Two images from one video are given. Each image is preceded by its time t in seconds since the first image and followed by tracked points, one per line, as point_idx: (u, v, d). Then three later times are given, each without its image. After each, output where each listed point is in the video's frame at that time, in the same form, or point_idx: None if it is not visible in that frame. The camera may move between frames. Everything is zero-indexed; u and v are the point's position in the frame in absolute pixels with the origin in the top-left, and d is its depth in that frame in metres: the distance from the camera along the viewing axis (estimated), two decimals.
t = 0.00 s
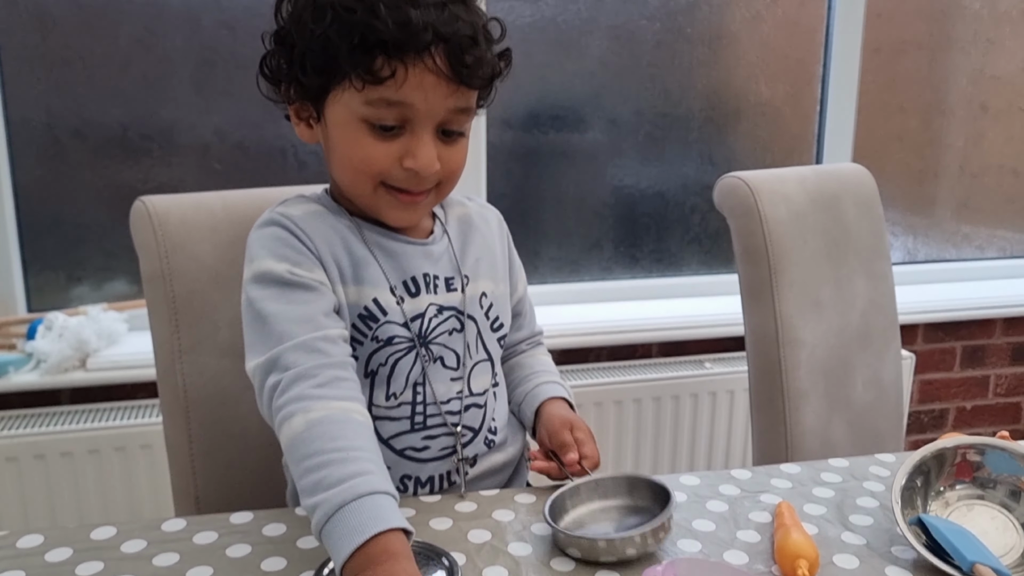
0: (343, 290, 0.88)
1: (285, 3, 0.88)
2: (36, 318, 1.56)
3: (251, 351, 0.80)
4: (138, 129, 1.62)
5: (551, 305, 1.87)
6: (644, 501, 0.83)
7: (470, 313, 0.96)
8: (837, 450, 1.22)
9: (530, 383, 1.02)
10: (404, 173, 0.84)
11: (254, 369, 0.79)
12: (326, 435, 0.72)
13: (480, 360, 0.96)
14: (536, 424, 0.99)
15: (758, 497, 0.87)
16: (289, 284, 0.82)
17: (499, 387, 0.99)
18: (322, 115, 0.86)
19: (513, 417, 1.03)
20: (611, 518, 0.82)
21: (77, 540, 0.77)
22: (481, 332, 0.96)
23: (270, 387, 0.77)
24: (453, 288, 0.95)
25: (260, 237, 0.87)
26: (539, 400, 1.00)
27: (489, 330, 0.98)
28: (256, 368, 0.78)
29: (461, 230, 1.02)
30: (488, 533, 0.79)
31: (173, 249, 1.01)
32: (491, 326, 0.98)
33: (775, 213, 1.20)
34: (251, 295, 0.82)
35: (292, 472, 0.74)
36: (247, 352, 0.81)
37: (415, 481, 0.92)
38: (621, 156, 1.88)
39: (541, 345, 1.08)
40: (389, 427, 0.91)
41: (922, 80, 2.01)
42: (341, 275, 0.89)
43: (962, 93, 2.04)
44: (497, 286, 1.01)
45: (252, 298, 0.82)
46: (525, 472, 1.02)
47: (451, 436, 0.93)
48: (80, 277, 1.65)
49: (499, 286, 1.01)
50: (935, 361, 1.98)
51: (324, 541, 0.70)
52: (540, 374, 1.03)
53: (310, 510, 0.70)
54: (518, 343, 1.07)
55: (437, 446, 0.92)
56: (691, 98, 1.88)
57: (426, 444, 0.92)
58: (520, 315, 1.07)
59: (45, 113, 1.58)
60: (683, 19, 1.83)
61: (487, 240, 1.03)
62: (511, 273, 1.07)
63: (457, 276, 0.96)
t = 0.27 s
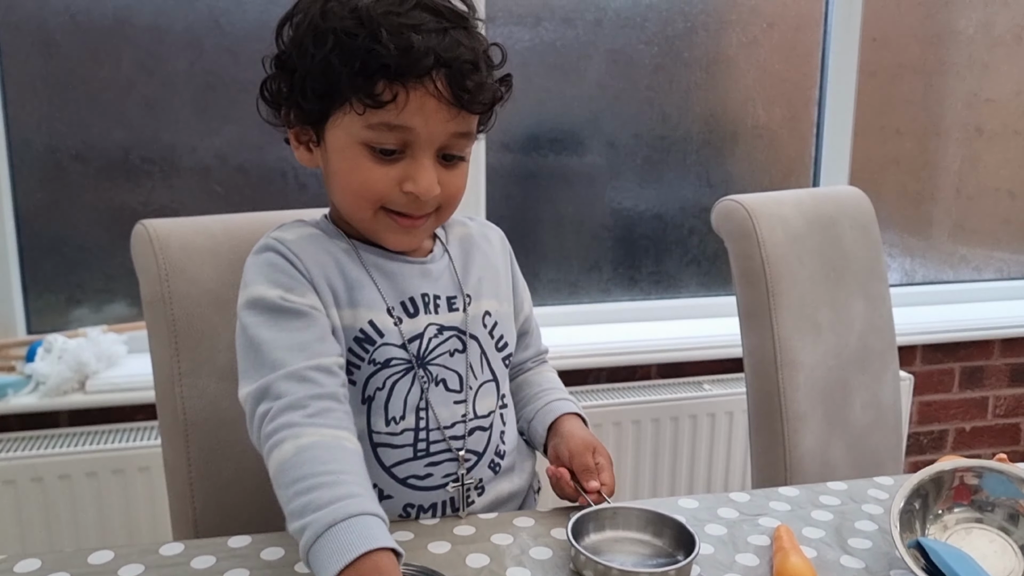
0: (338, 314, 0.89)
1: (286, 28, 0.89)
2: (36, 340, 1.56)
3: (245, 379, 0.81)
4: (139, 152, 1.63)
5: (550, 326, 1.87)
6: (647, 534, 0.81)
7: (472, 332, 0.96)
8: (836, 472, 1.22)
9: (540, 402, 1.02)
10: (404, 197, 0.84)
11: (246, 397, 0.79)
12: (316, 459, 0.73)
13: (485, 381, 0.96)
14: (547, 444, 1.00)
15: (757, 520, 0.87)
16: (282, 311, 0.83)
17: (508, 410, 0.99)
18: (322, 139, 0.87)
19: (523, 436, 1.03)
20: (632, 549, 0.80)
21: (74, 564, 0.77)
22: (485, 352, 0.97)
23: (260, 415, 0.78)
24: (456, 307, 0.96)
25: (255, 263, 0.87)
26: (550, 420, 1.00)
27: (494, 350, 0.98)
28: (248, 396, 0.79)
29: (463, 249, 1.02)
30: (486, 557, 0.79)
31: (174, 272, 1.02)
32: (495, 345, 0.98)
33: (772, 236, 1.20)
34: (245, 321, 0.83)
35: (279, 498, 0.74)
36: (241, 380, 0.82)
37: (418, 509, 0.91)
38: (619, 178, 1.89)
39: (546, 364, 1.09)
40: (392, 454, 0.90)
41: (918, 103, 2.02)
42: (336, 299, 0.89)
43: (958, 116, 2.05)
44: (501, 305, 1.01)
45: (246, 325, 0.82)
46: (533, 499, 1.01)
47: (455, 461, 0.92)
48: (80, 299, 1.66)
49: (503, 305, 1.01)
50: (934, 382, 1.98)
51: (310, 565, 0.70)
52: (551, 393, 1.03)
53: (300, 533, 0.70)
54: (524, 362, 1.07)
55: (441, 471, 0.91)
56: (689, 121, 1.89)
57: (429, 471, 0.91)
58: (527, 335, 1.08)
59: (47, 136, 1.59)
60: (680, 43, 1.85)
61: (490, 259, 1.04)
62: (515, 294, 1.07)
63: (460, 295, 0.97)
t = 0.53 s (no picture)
0: (340, 320, 0.89)
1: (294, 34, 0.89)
2: (36, 345, 1.57)
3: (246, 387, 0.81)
4: (140, 157, 1.63)
5: (548, 331, 1.88)
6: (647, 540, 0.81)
7: (472, 338, 0.97)
8: (832, 475, 1.23)
9: (535, 409, 1.03)
10: (410, 210, 0.85)
11: (250, 404, 0.80)
12: (325, 460, 0.74)
13: (485, 388, 0.97)
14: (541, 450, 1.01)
15: (754, 524, 0.87)
16: (286, 318, 0.83)
17: (506, 415, 1.00)
18: (327, 148, 0.87)
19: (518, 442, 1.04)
20: (627, 554, 0.80)
21: (74, 568, 0.78)
22: (485, 357, 0.98)
23: (265, 423, 0.78)
24: (456, 313, 0.97)
25: (257, 270, 0.88)
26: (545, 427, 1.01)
27: (493, 355, 0.99)
28: (251, 404, 0.80)
29: (463, 255, 1.03)
30: (484, 560, 0.80)
31: (173, 277, 1.02)
32: (495, 350, 0.99)
33: (769, 241, 1.21)
34: (248, 328, 0.83)
35: (288, 504, 0.75)
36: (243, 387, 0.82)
37: (417, 513, 0.92)
38: (617, 183, 1.90)
39: (541, 371, 1.10)
40: (392, 460, 0.90)
41: (914, 108, 2.03)
42: (338, 305, 0.90)
43: (954, 121, 2.06)
44: (501, 311, 1.02)
45: (248, 332, 0.83)
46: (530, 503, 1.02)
47: (454, 467, 0.93)
48: (80, 304, 1.67)
49: (503, 311, 1.03)
50: (931, 386, 1.99)
51: (325, 566, 0.71)
52: (546, 401, 1.04)
53: (313, 531, 0.71)
54: (520, 368, 1.08)
55: (440, 477, 0.92)
56: (686, 127, 1.90)
57: (428, 477, 0.92)
58: (524, 341, 1.09)
59: (47, 142, 1.60)
60: (678, 49, 1.86)
61: (490, 266, 1.05)
62: (514, 300, 1.08)
63: (461, 301, 0.98)
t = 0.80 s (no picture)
0: (344, 322, 0.89)
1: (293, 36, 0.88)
2: (35, 347, 1.57)
3: (256, 392, 0.82)
4: (139, 160, 1.63)
5: (548, 333, 1.88)
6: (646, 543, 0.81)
7: (470, 342, 0.97)
8: (832, 478, 1.23)
9: (531, 412, 1.03)
10: (410, 212, 0.85)
11: (262, 405, 0.80)
12: (342, 460, 0.74)
13: (481, 391, 0.97)
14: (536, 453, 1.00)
15: (753, 527, 0.87)
16: (294, 318, 0.83)
17: (501, 417, 1.00)
18: (327, 151, 0.87)
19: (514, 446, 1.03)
20: (625, 556, 0.80)
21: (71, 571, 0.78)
22: (481, 361, 0.98)
23: (280, 422, 0.78)
24: (455, 317, 0.97)
25: (260, 272, 0.87)
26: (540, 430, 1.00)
27: (488, 359, 0.99)
28: (263, 407, 0.80)
29: (460, 259, 1.03)
30: (482, 563, 0.79)
31: (172, 279, 1.02)
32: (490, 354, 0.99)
33: (768, 244, 1.21)
34: (255, 331, 0.83)
35: (305, 503, 0.75)
36: (253, 393, 0.82)
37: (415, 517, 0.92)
38: (616, 186, 1.90)
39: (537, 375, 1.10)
40: (390, 464, 0.90)
41: (914, 111, 2.03)
42: (342, 308, 0.90)
43: (953, 124, 2.06)
44: (497, 315, 1.02)
45: (257, 335, 0.83)
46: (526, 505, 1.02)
47: (452, 470, 0.92)
48: (79, 306, 1.66)
49: (499, 315, 1.03)
50: (930, 389, 1.99)
51: (344, 567, 0.71)
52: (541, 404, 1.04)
53: (330, 534, 0.71)
54: (516, 372, 1.08)
55: (438, 481, 0.92)
56: (685, 129, 1.90)
57: (426, 481, 0.91)
58: (519, 346, 1.09)
59: (47, 144, 1.60)
60: (676, 52, 1.86)
61: (486, 270, 1.05)
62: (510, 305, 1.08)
63: (458, 305, 0.98)
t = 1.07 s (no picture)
0: (334, 320, 0.89)
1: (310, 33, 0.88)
2: (35, 350, 1.57)
3: (242, 380, 0.81)
4: (139, 162, 1.63)
5: (547, 335, 1.88)
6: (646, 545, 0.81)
7: (464, 348, 0.97)
8: (832, 480, 1.23)
9: (522, 419, 1.03)
10: (420, 216, 0.85)
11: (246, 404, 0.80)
12: (324, 457, 0.75)
13: (476, 398, 0.97)
14: (527, 459, 1.00)
15: (753, 529, 0.87)
16: (283, 313, 0.83)
17: (495, 421, 1.00)
18: (338, 150, 0.87)
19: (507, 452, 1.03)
20: (623, 557, 0.80)
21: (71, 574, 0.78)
22: (475, 367, 0.98)
23: (263, 425, 0.78)
24: (449, 322, 0.97)
25: (254, 256, 0.87)
26: (530, 437, 1.01)
27: (483, 365, 0.99)
28: (248, 403, 0.79)
29: (457, 265, 1.04)
30: (482, 566, 0.79)
31: (172, 282, 1.02)
32: (485, 361, 1.00)
33: (768, 246, 1.21)
34: (243, 322, 0.83)
35: (290, 503, 0.75)
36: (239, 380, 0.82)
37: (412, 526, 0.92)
38: (616, 188, 1.90)
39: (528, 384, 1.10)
40: (386, 472, 0.90)
41: (913, 113, 2.04)
42: (332, 304, 0.90)
43: (952, 126, 2.06)
44: (492, 321, 1.03)
45: (244, 326, 0.82)
46: (521, 509, 1.02)
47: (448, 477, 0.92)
48: (79, 309, 1.66)
49: (495, 321, 1.03)
50: (930, 391, 1.99)
51: (331, 562, 0.72)
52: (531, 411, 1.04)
53: (317, 530, 0.72)
54: (507, 381, 1.08)
55: (434, 487, 0.92)
56: (685, 132, 1.90)
57: (422, 488, 0.91)
58: (512, 353, 1.09)
59: (47, 147, 1.60)
60: (676, 55, 1.86)
61: (483, 277, 1.05)
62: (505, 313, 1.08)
63: (454, 310, 0.98)
